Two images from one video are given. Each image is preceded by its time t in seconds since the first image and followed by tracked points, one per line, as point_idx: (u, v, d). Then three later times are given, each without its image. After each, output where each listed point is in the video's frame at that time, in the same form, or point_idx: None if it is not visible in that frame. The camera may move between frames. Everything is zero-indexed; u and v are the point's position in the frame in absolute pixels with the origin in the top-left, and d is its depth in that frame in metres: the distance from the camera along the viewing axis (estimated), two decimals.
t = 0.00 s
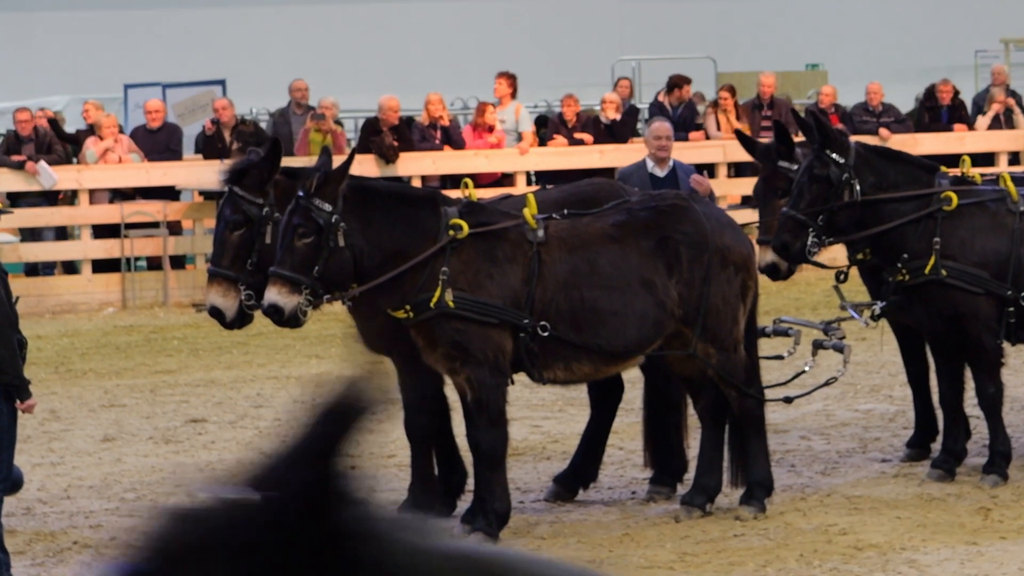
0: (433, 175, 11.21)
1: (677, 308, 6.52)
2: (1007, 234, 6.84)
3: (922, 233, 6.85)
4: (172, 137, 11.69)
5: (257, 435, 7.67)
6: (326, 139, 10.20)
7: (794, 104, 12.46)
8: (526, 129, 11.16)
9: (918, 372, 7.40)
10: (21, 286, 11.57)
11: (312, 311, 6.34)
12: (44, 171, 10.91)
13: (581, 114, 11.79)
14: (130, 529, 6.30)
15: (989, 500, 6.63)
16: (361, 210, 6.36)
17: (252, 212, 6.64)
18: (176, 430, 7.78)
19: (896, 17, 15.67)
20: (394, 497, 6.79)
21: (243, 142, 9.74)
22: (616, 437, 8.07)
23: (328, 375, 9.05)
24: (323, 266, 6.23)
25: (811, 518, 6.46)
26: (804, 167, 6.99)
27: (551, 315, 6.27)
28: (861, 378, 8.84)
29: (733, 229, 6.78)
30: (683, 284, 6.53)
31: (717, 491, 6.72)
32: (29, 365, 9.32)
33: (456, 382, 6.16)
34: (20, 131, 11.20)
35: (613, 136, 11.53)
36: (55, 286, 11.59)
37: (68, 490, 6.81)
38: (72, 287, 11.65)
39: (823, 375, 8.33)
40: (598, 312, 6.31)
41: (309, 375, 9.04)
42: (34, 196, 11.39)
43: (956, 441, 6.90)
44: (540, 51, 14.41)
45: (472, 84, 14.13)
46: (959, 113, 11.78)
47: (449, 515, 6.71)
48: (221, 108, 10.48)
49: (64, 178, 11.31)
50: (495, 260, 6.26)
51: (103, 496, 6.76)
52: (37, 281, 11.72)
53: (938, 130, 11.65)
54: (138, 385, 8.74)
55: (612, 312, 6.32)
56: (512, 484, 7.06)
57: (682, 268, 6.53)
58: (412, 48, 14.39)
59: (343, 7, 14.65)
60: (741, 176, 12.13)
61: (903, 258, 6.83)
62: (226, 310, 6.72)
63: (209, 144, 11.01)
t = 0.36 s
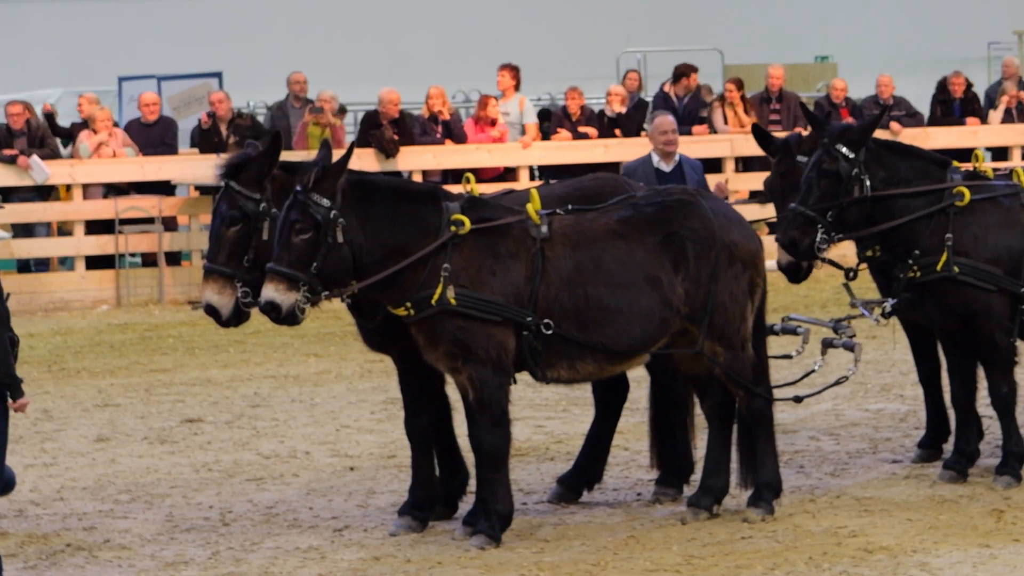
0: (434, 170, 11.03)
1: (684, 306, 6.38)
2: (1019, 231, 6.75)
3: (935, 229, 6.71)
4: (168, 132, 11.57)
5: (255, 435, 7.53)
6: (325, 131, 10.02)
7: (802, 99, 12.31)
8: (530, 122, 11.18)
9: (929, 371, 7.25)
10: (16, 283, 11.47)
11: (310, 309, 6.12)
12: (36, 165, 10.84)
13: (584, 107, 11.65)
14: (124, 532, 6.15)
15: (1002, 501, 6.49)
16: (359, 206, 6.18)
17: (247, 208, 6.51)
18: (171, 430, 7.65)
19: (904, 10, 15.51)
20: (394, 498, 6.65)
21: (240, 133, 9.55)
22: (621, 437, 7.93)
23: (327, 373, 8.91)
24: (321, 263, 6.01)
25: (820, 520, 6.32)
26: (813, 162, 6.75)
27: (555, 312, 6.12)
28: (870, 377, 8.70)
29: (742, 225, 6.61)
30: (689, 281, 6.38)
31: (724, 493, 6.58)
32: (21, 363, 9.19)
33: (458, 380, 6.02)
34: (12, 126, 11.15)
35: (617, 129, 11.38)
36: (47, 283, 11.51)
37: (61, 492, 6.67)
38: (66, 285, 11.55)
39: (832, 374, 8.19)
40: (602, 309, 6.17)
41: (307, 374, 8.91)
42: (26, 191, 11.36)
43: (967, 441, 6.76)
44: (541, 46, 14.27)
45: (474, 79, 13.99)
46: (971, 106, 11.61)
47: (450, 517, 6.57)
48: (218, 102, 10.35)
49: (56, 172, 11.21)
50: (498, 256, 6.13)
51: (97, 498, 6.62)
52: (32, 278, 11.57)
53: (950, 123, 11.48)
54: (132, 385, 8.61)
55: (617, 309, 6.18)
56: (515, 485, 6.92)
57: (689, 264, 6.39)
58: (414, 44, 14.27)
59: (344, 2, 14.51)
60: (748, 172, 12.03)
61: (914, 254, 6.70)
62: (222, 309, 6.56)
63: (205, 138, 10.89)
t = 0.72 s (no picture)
0: (426, 170, 11.13)
1: (676, 306, 6.40)
2: (1011, 232, 6.77)
3: (926, 230, 6.73)
4: (163, 133, 11.62)
5: (248, 435, 7.56)
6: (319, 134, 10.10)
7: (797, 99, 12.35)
8: (524, 122, 11.19)
9: (921, 371, 7.28)
10: (10, 283, 11.50)
11: (304, 309, 6.18)
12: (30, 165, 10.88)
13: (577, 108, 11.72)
14: (118, 531, 6.16)
15: (994, 501, 6.51)
16: (352, 206, 6.20)
17: (241, 208, 6.51)
18: (166, 430, 7.67)
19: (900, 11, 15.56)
20: (387, 498, 6.67)
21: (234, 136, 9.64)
22: (614, 437, 7.96)
23: (321, 374, 8.95)
24: (314, 263, 6.06)
25: (812, 520, 6.35)
26: (805, 161, 6.76)
27: (548, 313, 6.15)
28: (863, 377, 8.73)
29: (734, 226, 6.64)
30: (682, 282, 6.41)
31: (716, 492, 6.60)
32: (16, 364, 9.22)
33: (451, 381, 6.04)
34: (6, 126, 11.18)
35: (609, 130, 11.46)
36: (42, 283, 11.55)
37: (55, 491, 6.70)
38: (60, 285, 11.58)
39: (823, 374, 8.23)
40: (595, 309, 6.19)
41: (301, 374, 8.94)
42: (21, 191, 11.36)
43: (959, 441, 6.79)
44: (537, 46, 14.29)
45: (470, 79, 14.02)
46: (962, 107, 11.69)
47: (443, 517, 6.59)
48: (213, 103, 10.40)
49: (50, 173, 11.23)
50: (491, 257, 6.15)
51: (91, 498, 6.64)
52: (28, 278, 11.59)
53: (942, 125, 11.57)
54: (126, 385, 8.63)
55: (610, 310, 6.20)
56: (507, 485, 6.94)
57: (681, 265, 6.41)
58: (410, 44, 14.31)
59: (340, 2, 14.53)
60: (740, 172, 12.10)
61: (906, 255, 6.72)
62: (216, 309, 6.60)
63: (199, 139, 10.94)
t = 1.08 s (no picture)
0: (419, 172, 11.16)
1: (669, 308, 6.42)
2: (1002, 233, 6.79)
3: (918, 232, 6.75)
4: (155, 135, 11.65)
5: (241, 436, 7.59)
6: (311, 135, 10.15)
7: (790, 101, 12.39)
8: (516, 123, 11.24)
9: (913, 373, 7.31)
10: (5, 283, 11.54)
11: (299, 310, 6.18)
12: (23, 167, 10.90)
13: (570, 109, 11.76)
14: (112, 532, 6.18)
15: (985, 501, 6.53)
16: (346, 207, 6.22)
17: (235, 209, 6.55)
18: (160, 431, 7.71)
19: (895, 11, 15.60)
20: (380, 498, 6.69)
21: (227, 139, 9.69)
22: (607, 437, 7.99)
23: (315, 374, 8.98)
24: (308, 264, 6.06)
25: (804, 520, 6.37)
26: (798, 164, 6.80)
27: (541, 314, 6.17)
28: (855, 378, 8.75)
29: (726, 227, 6.66)
30: (674, 282, 6.43)
31: (709, 493, 6.62)
32: (10, 365, 9.25)
33: (444, 382, 6.05)
34: None
35: (601, 131, 11.49)
36: (35, 284, 11.62)
37: (49, 492, 6.72)
38: (54, 286, 11.63)
39: (815, 375, 8.26)
40: (587, 311, 6.21)
41: (295, 375, 8.97)
42: (14, 193, 11.40)
43: (950, 442, 6.82)
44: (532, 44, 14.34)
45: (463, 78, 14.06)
46: (954, 109, 11.75)
47: (436, 518, 6.61)
48: (206, 105, 10.44)
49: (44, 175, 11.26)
50: (484, 258, 6.17)
51: (85, 498, 6.66)
52: (24, 279, 11.62)
53: (933, 126, 11.63)
54: (120, 386, 8.67)
55: (602, 311, 6.22)
56: (500, 486, 6.97)
57: (673, 266, 6.43)
58: (405, 45, 14.34)
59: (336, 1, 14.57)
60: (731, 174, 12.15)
61: (898, 256, 6.74)
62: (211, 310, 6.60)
63: (191, 141, 10.97)
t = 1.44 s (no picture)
0: (413, 173, 11.24)
1: (661, 309, 6.44)
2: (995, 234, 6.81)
3: (909, 233, 6.79)
4: (150, 136, 11.70)
5: (234, 437, 7.62)
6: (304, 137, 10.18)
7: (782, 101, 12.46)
8: (510, 125, 11.37)
9: (904, 374, 7.34)
10: None
11: (292, 312, 6.25)
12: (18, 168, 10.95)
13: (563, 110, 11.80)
14: (107, 532, 6.20)
15: (976, 502, 6.56)
16: (339, 209, 6.27)
17: (229, 209, 6.62)
18: (153, 432, 7.74)
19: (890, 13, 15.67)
20: (373, 499, 6.72)
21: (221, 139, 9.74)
22: (598, 438, 8.02)
23: (308, 375, 9.02)
24: (302, 266, 6.12)
25: (796, 520, 6.40)
26: (789, 165, 6.84)
27: (533, 315, 6.18)
28: (847, 379, 8.80)
29: (718, 229, 6.68)
30: (667, 284, 6.45)
31: (701, 493, 6.64)
32: (4, 366, 9.28)
33: (437, 383, 6.07)
34: None
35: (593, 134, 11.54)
36: (31, 286, 11.65)
37: (43, 493, 6.74)
38: (49, 287, 11.66)
39: (807, 376, 8.29)
40: (580, 312, 6.23)
41: (288, 376, 9.00)
42: (9, 195, 11.45)
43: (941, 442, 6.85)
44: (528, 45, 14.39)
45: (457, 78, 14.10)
46: (946, 110, 11.82)
47: (429, 518, 6.64)
48: (199, 107, 10.48)
49: (39, 177, 11.32)
50: (477, 260, 6.18)
51: (79, 499, 6.68)
52: (19, 280, 11.65)
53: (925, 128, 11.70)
54: (113, 387, 8.70)
55: (595, 313, 6.24)
56: (493, 486, 6.99)
57: (666, 267, 6.45)
58: (400, 46, 14.38)
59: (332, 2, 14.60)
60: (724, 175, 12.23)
61: (889, 257, 6.77)
62: (204, 312, 6.59)
63: (185, 143, 11.02)
